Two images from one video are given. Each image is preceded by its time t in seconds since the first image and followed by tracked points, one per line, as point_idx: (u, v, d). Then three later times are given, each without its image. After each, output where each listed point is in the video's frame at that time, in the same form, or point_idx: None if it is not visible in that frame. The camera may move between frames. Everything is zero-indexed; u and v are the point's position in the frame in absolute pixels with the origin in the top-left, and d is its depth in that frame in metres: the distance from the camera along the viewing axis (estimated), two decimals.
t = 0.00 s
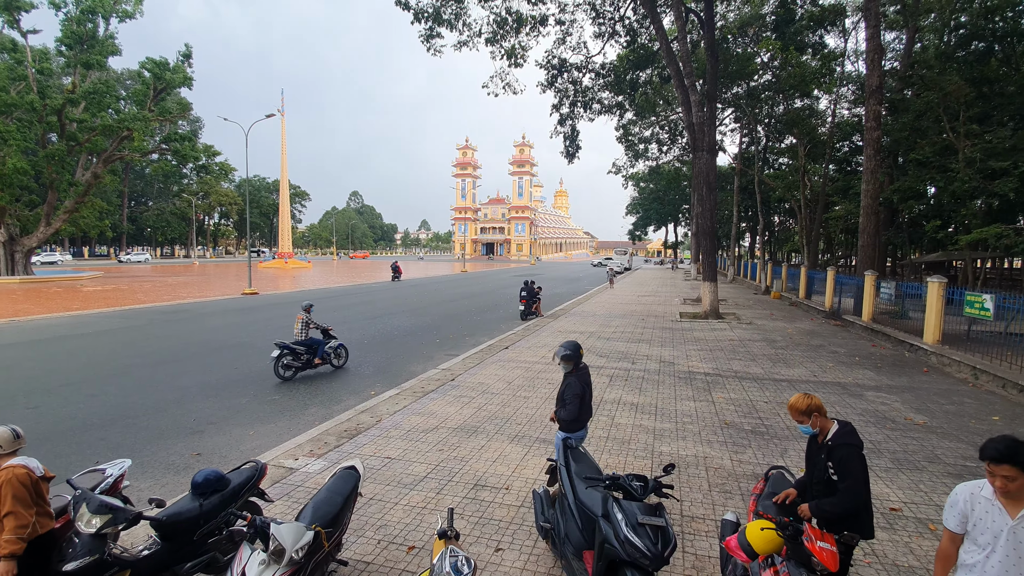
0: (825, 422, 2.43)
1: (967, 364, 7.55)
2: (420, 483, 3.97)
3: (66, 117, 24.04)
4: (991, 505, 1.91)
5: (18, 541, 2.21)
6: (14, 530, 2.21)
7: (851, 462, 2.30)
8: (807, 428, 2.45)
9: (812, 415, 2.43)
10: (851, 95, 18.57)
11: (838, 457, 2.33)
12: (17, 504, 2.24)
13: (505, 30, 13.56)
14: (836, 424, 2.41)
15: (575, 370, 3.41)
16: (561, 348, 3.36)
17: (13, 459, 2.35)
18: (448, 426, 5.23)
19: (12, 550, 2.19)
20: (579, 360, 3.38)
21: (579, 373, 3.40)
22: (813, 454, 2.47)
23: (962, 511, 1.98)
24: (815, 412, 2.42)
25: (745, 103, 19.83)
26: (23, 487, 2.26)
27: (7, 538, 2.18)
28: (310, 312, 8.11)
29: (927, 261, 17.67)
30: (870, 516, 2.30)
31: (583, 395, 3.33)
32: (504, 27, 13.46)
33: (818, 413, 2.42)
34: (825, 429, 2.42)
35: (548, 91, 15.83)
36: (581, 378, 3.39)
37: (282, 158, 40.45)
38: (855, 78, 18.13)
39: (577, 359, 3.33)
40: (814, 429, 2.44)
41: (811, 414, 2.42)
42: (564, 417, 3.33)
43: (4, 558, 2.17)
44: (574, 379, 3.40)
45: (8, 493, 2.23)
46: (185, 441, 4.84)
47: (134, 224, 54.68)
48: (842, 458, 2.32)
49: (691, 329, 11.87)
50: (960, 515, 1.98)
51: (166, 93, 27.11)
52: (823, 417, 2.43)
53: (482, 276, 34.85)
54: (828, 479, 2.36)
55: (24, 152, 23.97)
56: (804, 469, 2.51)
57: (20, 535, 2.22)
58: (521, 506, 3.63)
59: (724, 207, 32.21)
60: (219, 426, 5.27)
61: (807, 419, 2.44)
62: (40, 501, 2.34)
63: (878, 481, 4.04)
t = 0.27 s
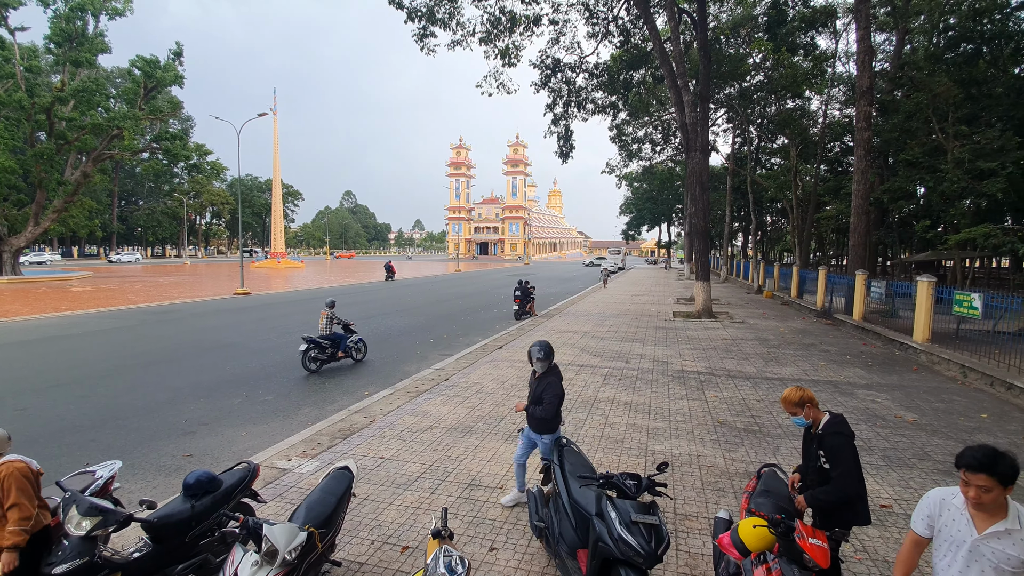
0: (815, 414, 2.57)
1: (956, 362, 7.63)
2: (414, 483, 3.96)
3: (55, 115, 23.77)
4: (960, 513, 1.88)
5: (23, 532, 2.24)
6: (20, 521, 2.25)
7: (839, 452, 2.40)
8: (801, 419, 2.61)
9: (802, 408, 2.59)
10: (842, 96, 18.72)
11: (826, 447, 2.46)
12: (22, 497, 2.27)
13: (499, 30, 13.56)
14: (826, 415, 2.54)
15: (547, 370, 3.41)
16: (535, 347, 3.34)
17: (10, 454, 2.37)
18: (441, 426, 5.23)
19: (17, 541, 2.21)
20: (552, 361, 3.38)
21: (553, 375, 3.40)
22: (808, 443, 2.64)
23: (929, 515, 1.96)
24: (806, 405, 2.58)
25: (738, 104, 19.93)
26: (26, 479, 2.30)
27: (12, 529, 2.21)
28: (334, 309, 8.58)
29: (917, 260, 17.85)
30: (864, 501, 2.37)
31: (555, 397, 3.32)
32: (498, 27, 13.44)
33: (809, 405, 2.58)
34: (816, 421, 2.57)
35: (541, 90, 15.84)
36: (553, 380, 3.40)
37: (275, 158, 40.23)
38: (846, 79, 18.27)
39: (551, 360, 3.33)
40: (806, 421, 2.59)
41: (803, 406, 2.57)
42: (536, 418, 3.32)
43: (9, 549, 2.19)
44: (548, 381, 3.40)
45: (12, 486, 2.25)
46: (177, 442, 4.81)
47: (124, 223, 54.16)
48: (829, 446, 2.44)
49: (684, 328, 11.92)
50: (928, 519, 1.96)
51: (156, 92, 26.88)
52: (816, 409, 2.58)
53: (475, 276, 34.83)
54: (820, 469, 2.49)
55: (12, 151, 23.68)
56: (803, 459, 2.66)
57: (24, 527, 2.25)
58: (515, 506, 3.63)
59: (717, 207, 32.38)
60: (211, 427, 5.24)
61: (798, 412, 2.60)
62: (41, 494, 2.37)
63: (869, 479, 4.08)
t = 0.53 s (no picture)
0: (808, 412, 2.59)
1: (951, 361, 7.68)
2: (411, 483, 3.96)
3: (49, 114, 23.62)
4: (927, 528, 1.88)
5: (35, 527, 2.28)
6: (31, 517, 2.29)
7: (826, 452, 2.43)
8: (795, 417, 2.62)
9: (795, 405, 2.60)
10: (839, 96, 18.78)
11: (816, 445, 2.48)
12: (29, 494, 2.30)
13: (496, 29, 13.54)
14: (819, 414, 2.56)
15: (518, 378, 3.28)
16: (506, 353, 3.18)
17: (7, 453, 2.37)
18: (439, 425, 5.22)
19: (31, 536, 2.26)
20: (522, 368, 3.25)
21: (524, 383, 3.28)
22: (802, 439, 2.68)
23: (898, 526, 1.98)
24: (799, 404, 2.60)
25: (734, 103, 19.97)
26: (32, 477, 2.32)
27: (24, 526, 2.25)
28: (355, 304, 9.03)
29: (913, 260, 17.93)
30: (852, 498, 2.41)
31: (527, 406, 3.22)
32: (495, 25, 13.42)
33: (803, 404, 2.59)
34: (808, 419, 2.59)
35: (538, 90, 15.84)
36: (523, 388, 3.28)
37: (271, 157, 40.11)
38: (843, 79, 18.33)
39: (522, 368, 3.20)
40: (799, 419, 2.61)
41: (796, 404, 2.59)
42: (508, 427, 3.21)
43: (24, 545, 2.24)
44: (520, 388, 3.28)
45: (21, 483, 2.28)
46: (173, 442, 4.79)
47: (119, 222, 53.90)
48: (819, 445, 2.46)
49: (681, 327, 11.94)
50: (897, 531, 1.98)
51: (152, 90, 26.76)
52: (809, 407, 2.60)
53: (472, 275, 34.80)
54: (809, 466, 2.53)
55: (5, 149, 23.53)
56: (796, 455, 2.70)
57: (34, 523, 2.29)
58: (513, 505, 3.63)
59: (714, 207, 32.44)
60: (208, 427, 5.22)
61: (791, 410, 2.62)
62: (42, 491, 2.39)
63: (865, 477, 4.10)
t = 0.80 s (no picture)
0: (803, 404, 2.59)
1: (950, 360, 7.69)
2: (411, 482, 3.96)
3: (48, 113, 23.60)
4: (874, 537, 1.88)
5: (26, 531, 2.24)
6: (22, 521, 2.25)
7: (819, 443, 2.45)
8: (792, 411, 2.61)
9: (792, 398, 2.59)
10: (838, 96, 18.79)
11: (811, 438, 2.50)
12: (24, 496, 2.28)
13: (495, 28, 13.54)
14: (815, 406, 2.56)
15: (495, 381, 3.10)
16: (487, 358, 2.95)
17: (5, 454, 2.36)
18: (438, 425, 5.23)
19: (22, 540, 2.23)
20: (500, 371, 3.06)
21: (504, 386, 3.12)
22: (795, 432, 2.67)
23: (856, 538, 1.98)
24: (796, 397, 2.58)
25: (734, 103, 20.01)
26: (28, 478, 2.30)
27: (16, 529, 2.21)
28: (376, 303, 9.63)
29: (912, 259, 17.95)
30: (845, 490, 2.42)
31: (513, 407, 3.09)
32: (494, 25, 13.43)
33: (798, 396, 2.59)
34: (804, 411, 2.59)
35: (538, 89, 15.85)
36: (503, 391, 3.12)
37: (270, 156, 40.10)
38: (842, 78, 18.36)
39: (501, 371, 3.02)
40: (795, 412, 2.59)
41: (793, 398, 2.59)
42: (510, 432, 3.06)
43: (14, 549, 2.20)
44: (502, 392, 3.11)
45: (15, 486, 2.25)
46: (172, 442, 4.78)
47: (118, 222, 53.83)
48: (814, 436, 2.48)
49: (680, 327, 11.95)
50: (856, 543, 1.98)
51: (151, 89, 26.74)
52: (804, 400, 2.59)
53: (472, 274, 34.81)
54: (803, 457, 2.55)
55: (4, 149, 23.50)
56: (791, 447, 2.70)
57: (27, 526, 2.26)
58: (513, 504, 3.64)
59: (713, 206, 32.47)
60: (207, 426, 5.22)
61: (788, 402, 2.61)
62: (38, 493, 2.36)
63: (864, 475, 4.11)
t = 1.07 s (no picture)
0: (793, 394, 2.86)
1: (950, 359, 7.69)
2: (411, 480, 3.96)
3: (48, 112, 23.57)
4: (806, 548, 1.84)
5: (23, 532, 2.23)
6: (20, 522, 2.24)
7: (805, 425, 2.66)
8: (785, 400, 2.89)
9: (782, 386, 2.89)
10: (838, 94, 18.77)
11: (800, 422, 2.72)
12: (22, 496, 2.27)
13: (495, 27, 13.51)
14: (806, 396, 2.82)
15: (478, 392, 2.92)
16: (474, 368, 2.78)
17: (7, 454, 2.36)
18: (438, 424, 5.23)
19: (19, 541, 2.21)
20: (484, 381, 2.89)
21: (487, 398, 2.94)
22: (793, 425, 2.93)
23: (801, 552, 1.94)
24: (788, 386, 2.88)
25: (734, 102, 19.98)
26: (28, 478, 2.30)
27: (13, 530, 2.20)
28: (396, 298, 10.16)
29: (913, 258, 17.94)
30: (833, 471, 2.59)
31: (495, 421, 2.93)
32: (494, 23, 13.39)
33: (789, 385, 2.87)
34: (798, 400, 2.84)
35: (538, 88, 15.82)
36: (486, 404, 2.94)
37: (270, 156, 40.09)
38: (842, 77, 18.33)
39: (486, 384, 2.84)
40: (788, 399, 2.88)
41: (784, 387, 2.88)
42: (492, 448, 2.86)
43: (10, 549, 2.19)
44: (485, 404, 2.94)
45: (14, 486, 2.24)
46: (172, 441, 4.79)
47: (118, 221, 53.80)
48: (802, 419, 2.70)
49: (680, 326, 11.95)
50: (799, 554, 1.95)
51: (151, 88, 26.72)
52: (797, 391, 2.88)
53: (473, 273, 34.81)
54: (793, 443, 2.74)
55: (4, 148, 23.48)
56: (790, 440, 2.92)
57: (25, 526, 2.25)
58: (513, 503, 3.64)
59: (714, 205, 32.44)
60: (207, 425, 5.22)
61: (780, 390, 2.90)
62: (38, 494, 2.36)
63: (864, 474, 4.11)
